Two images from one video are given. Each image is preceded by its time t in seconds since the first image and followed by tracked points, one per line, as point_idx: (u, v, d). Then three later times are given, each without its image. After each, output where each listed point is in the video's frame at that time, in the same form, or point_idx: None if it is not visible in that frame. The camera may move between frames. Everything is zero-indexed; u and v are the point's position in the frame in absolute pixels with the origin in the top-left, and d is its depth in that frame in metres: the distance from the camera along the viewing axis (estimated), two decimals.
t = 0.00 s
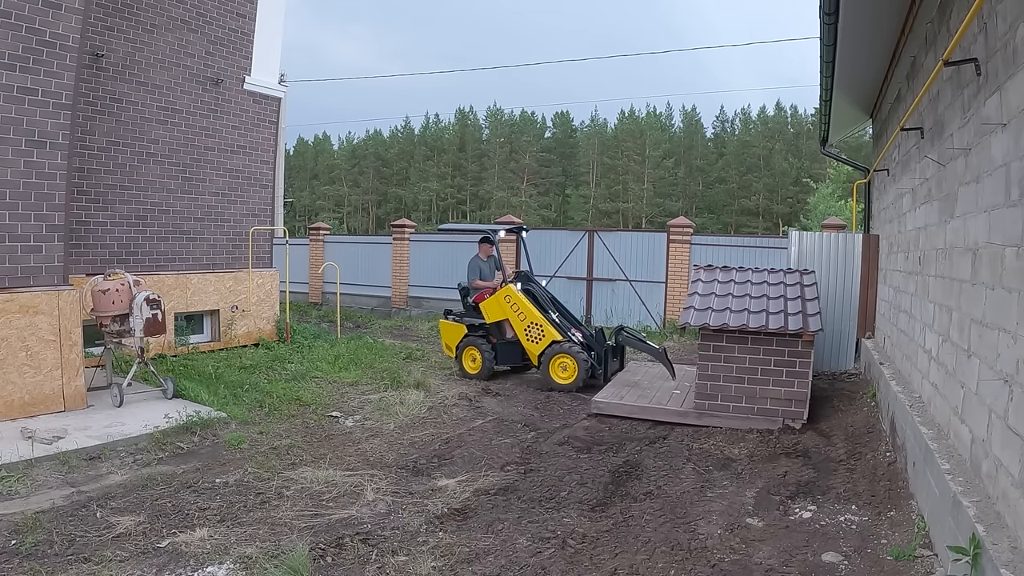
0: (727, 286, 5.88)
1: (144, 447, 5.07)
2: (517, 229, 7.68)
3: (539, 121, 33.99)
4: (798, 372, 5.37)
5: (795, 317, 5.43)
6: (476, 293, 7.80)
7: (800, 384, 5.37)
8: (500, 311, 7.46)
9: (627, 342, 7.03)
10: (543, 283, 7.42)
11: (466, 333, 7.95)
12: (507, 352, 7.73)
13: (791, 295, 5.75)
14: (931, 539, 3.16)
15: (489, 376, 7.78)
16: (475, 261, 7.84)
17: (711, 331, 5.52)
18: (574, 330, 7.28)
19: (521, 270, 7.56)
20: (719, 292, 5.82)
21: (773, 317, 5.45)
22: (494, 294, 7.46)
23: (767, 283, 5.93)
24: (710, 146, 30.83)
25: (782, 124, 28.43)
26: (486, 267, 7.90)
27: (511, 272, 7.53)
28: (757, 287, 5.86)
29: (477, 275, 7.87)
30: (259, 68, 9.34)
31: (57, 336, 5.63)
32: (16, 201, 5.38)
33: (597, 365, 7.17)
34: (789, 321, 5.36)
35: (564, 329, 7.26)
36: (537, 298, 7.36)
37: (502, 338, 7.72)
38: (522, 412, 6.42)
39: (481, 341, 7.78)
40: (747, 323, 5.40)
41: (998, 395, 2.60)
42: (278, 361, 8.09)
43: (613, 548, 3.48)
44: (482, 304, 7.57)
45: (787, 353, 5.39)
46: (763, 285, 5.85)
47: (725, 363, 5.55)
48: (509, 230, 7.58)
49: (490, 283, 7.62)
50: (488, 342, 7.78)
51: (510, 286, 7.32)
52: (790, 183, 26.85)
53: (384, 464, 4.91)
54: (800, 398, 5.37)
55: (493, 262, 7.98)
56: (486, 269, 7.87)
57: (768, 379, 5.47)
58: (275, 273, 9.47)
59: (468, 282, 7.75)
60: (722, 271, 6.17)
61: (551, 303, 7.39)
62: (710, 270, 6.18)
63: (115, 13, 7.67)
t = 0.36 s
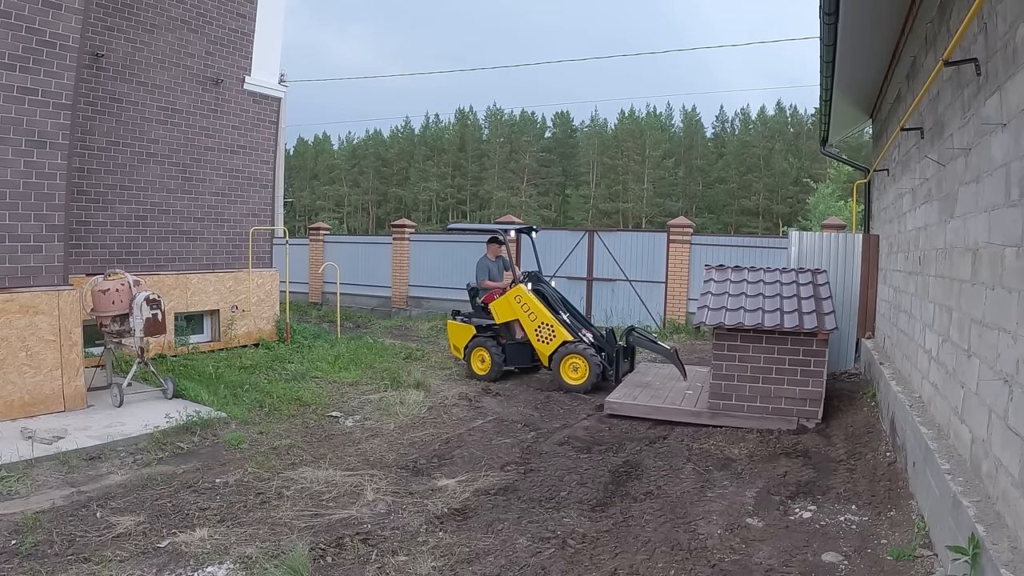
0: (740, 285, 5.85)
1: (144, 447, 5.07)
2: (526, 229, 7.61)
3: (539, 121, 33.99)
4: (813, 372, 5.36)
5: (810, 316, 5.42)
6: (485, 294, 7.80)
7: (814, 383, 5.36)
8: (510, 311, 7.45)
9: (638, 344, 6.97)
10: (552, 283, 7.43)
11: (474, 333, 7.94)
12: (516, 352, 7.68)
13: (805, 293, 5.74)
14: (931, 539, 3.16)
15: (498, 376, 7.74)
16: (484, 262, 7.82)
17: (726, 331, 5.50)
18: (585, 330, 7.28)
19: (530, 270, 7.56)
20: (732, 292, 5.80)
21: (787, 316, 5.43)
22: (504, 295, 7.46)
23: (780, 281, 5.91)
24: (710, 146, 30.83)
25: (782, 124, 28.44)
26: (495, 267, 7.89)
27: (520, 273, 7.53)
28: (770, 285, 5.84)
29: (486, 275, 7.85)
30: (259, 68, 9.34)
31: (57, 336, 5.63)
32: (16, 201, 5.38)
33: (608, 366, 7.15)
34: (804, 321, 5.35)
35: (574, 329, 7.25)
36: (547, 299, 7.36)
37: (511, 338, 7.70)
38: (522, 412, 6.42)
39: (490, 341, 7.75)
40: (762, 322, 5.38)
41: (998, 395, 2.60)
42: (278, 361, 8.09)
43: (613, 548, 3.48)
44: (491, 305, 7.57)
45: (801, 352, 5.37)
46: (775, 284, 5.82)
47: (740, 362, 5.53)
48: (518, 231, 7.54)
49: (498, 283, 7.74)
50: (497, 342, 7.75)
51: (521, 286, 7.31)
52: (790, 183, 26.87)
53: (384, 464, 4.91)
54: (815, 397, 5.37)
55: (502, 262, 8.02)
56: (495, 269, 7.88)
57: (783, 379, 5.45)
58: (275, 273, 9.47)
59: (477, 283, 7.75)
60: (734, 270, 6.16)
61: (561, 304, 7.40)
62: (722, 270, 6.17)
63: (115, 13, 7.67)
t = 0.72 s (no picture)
0: (750, 285, 5.85)
1: (144, 448, 5.07)
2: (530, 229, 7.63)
3: (539, 121, 34.00)
4: (824, 371, 5.35)
5: (822, 316, 5.40)
6: (492, 293, 7.85)
7: (826, 383, 5.36)
8: (517, 311, 7.44)
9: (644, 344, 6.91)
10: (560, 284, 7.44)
11: (480, 334, 7.93)
12: (522, 352, 7.68)
13: (816, 293, 5.73)
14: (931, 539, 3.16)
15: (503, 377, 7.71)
16: (491, 261, 7.86)
17: (738, 331, 5.49)
18: (592, 331, 7.27)
19: (537, 270, 7.56)
20: (742, 292, 5.80)
21: (799, 316, 5.42)
22: (512, 295, 7.45)
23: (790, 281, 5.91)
24: (710, 146, 30.83)
25: (782, 124, 28.44)
26: (502, 267, 7.90)
27: (527, 273, 7.53)
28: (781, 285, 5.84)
29: (493, 275, 7.86)
30: (259, 68, 9.34)
31: (57, 336, 5.63)
32: (16, 201, 5.38)
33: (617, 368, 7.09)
34: (816, 321, 5.34)
35: (583, 330, 7.24)
36: (555, 299, 7.36)
37: (518, 338, 7.68)
38: (522, 412, 6.42)
39: (496, 341, 7.75)
40: (774, 322, 5.37)
41: (998, 395, 2.61)
42: (278, 361, 8.09)
43: (612, 548, 3.48)
44: (499, 305, 7.57)
45: (812, 351, 5.37)
46: (785, 284, 5.81)
47: (751, 363, 5.51)
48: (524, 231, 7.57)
49: (506, 282, 7.71)
50: (503, 342, 7.74)
51: (528, 286, 7.30)
52: (790, 183, 26.88)
53: (384, 464, 4.91)
54: (826, 396, 5.37)
55: (510, 262, 8.01)
56: (503, 269, 7.88)
57: (794, 379, 5.45)
58: (275, 273, 9.47)
59: (484, 282, 7.76)
60: (744, 271, 6.15)
61: (569, 304, 7.39)
62: (732, 271, 6.17)
63: (115, 13, 7.67)
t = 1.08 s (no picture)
0: (750, 285, 5.85)
1: (144, 447, 5.07)
2: (530, 229, 7.62)
3: (539, 121, 34.00)
4: (825, 372, 5.35)
5: (822, 316, 5.40)
6: (492, 293, 7.84)
7: (827, 383, 5.36)
8: (517, 311, 7.43)
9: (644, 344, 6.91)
10: (560, 285, 7.44)
11: (481, 334, 7.94)
12: (522, 353, 7.68)
13: (816, 293, 5.73)
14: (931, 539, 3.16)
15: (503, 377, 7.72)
16: (494, 261, 7.86)
17: (739, 331, 5.49)
18: (593, 331, 7.26)
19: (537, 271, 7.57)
20: (743, 292, 5.79)
21: (800, 316, 5.42)
22: (512, 295, 7.45)
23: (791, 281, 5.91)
24: (710, 146, 30.84)
25: (782, 124, 28.45)
26: (503, 267, 7.89)
27: (528, 273, 7.53)
28: (781, 286, 5.84)
29: (493, 275, 7.86)
30: (259, 68, 9.33)
31: (57, 336, 5.63)
32: (16, 201, 5.38)
33: (618, 368, 7.08)
34: (817, 321, 5.34)
35: (583, 330, 7.23)
36: (555, 300, 7.36)
37: (517, 339, 7.68)
38: (522, 412, 6.42)
39: (496, 341, 7.75)
40: (775, 322, 5.37)
41: (998, 395, 2.61)
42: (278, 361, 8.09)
43: (613, 548, 3.48)
44: (500, 305, 7.57)
45: (813, 351, 5.37)
46: (786, 284, 5.81)
47: (752, 363, 5.51)
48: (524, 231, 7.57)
49: (507, 283, 7.70)
50: (502, 342, 7.75)
51: (529, 286, 7.29)
52: (790, 183, 26.88)
53: (384, 464, 4.91)
54: (827, 397, 5.36)
55: (512, 262, 8.00)
56: (503, 269, 7.87)
57: (795, 379, 5.44)
58: (275, 273, 9.47)
59: (484, 282, 7.76)
60: (744, 271, 6.15)
61: (569, 304, 7.38)
62: (731, 271, 6.17)
63: (115, 13, 7.67)
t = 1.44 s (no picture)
0: (750, 286, 5.85)
1: (144, 447, 5.07)
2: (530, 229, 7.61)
3: (539, 121, 34.01)
4: (825, 372, 5.35)
5: (822, 316, 5.40)
6: (491, 294, 7.85)
7: (827, 383, 5.36)
8: (517, 312, 7.43)
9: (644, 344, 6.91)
10: (560, 285, 7.45)
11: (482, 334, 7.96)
12: (522, 353, 7.68)
13: (815, 293, 5.73)
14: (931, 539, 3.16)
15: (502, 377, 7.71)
16: (490, 261, 7.86)
17: (738, 331, 5.49)
18: (593, 331, 7.25)
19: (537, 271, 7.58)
20: (742, 292, 5.79)
21: (800, 316, 5.42)
22: (512, 295, 7.45)
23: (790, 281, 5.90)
24: (710, 146, 30.84)
25: (782, 124, 28.46)
26: (502, 268, 7.90)
27: (527, 274, 7.54)
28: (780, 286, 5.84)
29: (492, 275, 7.87)
30: (259, 68, 9.33)
31: (57, 336, 5.63)
32: (16, 201, 5.38)
33: (618, 368, 7.07)
34: (816, 321, 5.34)
35: (583, 330, 7.22)
36: (555, 300, 7.36)
37: (517, 339, 7.67)
38: (522, 412, 6.43)
39: (496, 341, 7.75)
40: (774, 322, 5.37)
41: (998, 395, 2.61)
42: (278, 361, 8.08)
43: (613, 548, 3.48)
44: (499, 305, 7.57)
45: (813, 352, 5.37)
46: (786, 284, 5.81)
47: (752, 363, 5.51)
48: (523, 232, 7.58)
49: (506, 283, 7.71)
50: (502, 343, 7.74)
51: (529, 286, 7.29)
52: (790, 183, 26.89)
53: (384, 464, 4.91)
54: (827, 397, 5.36)
55: (509, 263, 8.03)
56: (502, 269, 7.88)
57: (795, 379, 5.45)
58: (275, 273, 9.47)
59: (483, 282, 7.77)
60: (743, 271, 6.15)
61: (569, 304, 7.38)
62: (731, 271, 6.17)
63: (115, 13, 7.67)
